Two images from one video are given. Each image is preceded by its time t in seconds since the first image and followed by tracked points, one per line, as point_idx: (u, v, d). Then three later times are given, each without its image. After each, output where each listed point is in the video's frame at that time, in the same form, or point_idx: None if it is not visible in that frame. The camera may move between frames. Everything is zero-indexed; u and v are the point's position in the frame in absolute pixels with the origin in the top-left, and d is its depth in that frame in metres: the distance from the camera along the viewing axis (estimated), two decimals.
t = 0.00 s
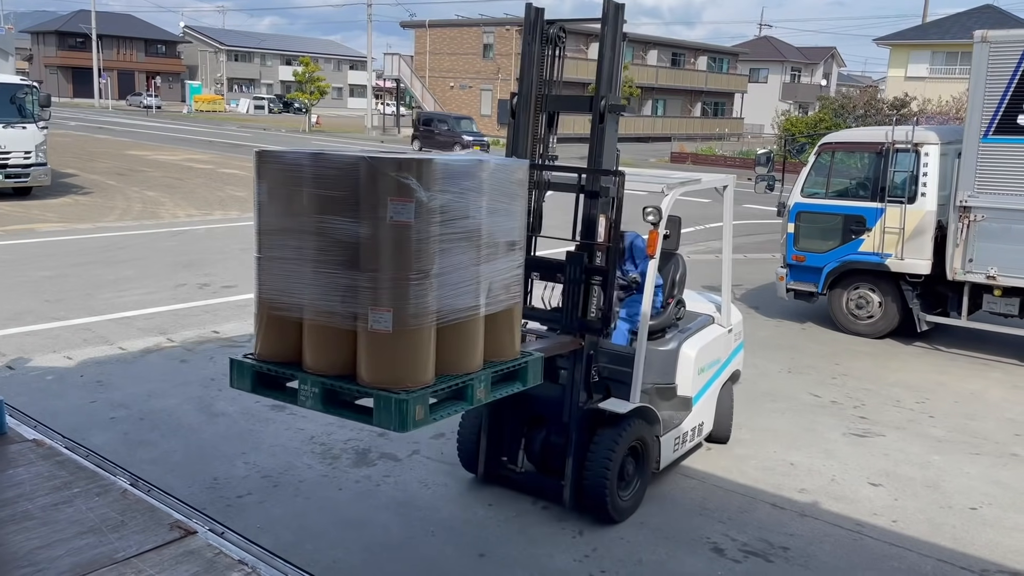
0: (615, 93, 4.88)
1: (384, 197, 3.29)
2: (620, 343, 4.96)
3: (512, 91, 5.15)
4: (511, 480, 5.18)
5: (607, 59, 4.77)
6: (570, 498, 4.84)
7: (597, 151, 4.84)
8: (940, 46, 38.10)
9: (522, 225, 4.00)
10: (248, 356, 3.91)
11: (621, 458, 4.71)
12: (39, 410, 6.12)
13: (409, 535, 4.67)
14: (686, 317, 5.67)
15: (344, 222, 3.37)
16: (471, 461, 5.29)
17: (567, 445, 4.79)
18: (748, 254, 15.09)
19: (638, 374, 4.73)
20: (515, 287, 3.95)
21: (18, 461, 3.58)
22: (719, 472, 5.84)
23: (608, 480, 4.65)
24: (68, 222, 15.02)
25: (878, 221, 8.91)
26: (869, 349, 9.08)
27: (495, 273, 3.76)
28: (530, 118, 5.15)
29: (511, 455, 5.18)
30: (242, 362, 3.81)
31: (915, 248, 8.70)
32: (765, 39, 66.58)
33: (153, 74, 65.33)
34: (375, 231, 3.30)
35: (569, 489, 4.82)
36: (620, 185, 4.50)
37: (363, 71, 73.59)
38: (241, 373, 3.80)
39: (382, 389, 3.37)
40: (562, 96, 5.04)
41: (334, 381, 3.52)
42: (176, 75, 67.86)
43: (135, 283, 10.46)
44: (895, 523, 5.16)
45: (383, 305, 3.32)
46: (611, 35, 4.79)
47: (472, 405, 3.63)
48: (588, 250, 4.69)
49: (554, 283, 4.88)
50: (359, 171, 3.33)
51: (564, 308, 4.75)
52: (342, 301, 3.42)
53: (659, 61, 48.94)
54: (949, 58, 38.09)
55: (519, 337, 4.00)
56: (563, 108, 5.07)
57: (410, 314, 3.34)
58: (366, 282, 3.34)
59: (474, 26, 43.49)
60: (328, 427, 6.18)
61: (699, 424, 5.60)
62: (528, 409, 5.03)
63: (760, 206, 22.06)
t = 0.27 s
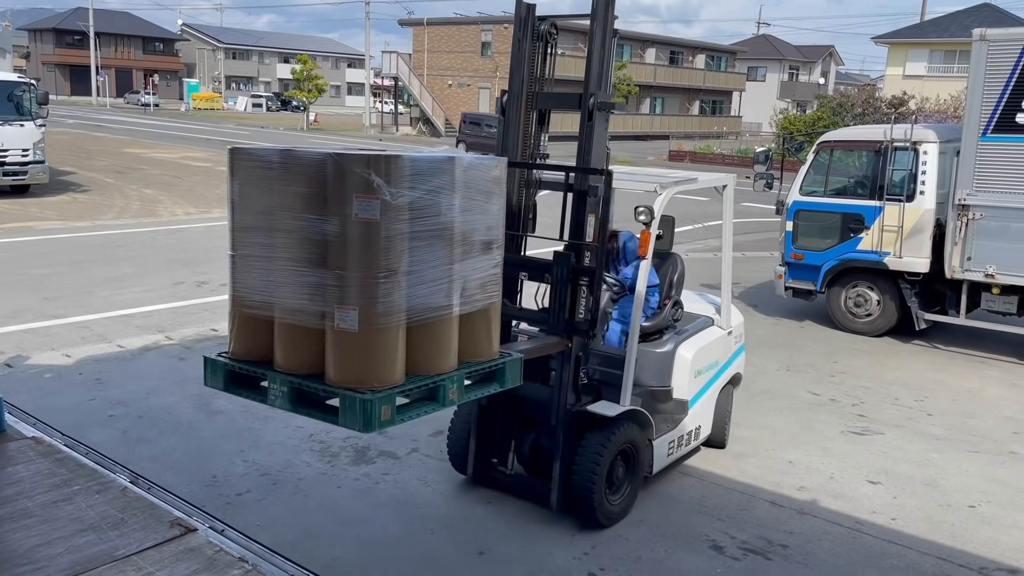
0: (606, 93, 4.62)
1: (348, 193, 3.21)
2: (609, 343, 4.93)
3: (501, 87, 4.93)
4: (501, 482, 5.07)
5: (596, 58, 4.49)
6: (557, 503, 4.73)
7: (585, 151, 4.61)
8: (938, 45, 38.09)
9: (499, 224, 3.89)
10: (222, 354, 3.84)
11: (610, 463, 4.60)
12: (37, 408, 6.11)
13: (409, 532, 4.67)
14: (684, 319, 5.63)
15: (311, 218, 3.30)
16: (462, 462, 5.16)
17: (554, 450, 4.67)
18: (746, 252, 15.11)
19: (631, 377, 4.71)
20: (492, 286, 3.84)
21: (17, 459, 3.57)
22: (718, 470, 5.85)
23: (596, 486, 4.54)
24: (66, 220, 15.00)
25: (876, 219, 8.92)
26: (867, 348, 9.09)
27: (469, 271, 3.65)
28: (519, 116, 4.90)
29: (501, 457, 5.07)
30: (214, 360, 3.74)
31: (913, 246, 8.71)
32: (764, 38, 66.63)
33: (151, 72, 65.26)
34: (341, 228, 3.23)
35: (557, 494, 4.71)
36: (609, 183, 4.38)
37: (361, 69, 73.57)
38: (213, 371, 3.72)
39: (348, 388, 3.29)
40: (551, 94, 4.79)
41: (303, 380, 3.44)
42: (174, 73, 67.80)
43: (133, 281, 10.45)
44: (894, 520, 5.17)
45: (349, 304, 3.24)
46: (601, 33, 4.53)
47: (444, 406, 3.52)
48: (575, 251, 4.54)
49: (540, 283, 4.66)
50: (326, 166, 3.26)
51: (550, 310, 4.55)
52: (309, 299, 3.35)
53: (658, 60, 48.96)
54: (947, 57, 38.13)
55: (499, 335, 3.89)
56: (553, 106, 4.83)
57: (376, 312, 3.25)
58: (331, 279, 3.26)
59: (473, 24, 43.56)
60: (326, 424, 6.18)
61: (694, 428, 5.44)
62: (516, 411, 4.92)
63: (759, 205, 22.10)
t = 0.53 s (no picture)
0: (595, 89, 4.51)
1: (318, 193, 3.16)
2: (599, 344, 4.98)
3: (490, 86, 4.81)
4: (493, 484, 4.96)
5: (584, 52, 4.39)
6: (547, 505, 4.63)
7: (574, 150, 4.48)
8: (938, 42, 37.97)
9: (481, 223, 3.82)
10: (199, 356, 3.80)
11: (600, 463, 4.50)
12: (36, 405, 6.11)
13: (408, 529, 4.67)
14: (680, 320, 5.59)
15: (284, 218, 3.26)
16: (451, 461, 5.13)
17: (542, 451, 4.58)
18: (745, 250, 15.11)
19: (620, 384, 4.62)
20: (474, 287, 3.78)
21: (17, 455, 3.57)
22: (717, 467, 5.85)
23: (585, 488, 4.45)
24: (65, 217, 14.99)
25: (875, 217, 8.92)
26: (866, 345, 9.09)
27: (448, 271, 3.59)
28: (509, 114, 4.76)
29: (492, 459, 4.97)
30: (190, 362, 3.70)
31: (912, 243, 8.72)
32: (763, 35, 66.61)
33: (149, 69, 65.17)
34: (312, 229, 3.19)
35: (546, 496, 4.62)
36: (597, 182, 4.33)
37: (360, 66, 73.52)
38: (190, 371, 3.68)
39: (321, 392, 3.25)
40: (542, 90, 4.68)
41: (278, 383, 3.39)
42: (172, 70, 67.71)
43: (133, 278, 10.44)
44: (893, 517, 5.17)
45: (321, 306, 3.20)
46: (589, 27, 4.42)
47: (420, 409, 3.49)
48: (564, 251, 4.41)
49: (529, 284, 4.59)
50: (297, 166, 3.22)
51: (539, 311, 4.48)
52: (283, 300, 3.31)
53: (657, 57, 48.94)
54: (946, 54, 38.10)
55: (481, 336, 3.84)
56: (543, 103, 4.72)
57: (350, 314, 3.21)
58: (303, 281, 3.23)
59: (472, 21, 43.59)
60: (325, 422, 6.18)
61: (691, 431, 5.37)
62: (506, 413, 4.84)
63: (758, 202, 22.11)
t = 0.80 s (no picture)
0: (590, 85, 4.45)
1: (302, 188, 3.15)
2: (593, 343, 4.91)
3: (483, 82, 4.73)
4: (484, 484, 4.98)
5: (579, 47, 4.33)
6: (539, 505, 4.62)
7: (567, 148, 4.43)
8: (938, 39, 38.09)
9: (470, 219, 3.81)
10: (186, 352, 3.79)
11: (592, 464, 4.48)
12: (36, 402, 6.11)
13: (408, 525, 4.68)
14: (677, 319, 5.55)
15: (268, 214, 3.25)
16: (444, 462, 5.12)
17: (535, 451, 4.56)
18: (745, 246, 15.11)
19: (614, 381, 4.55)
20: (462, 285, 3.77)
21: (17, 452, 3.57)
22: (718, 464, 5.85)
23: (577, 489, 4.42)
24: (65, 213, 14.98)
25: (876, 214, 8.91)
26: (866, 342, 9.09)
27: (435, 269, 3.58)
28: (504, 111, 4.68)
29: (484, 458, 4.97)
30: (175, 359, 3.70)
31: (912, 240, 8.72)
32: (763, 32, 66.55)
33: (149, 66, 65.12)
34: (296, 225, 3.18)
35: (538, 496, 4.60)
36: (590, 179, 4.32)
37: (360, 63, 73.47)
38: (175, 369, 3.66)
39: (306, 391, 3.22)
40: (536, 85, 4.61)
41: (262, 381, 3.38)
42: (172, 66, 67.65)
43: (133, 274, 10.44)
44: (893, 514, 5.18)
45: (305, 303, 3.19)
46: (583, 22, 4.36)
47: (407, 408, 3.48)
48: (556, 248, 4.41)
49: (523, 283, 4.60)
50: (282, 161, 3.20)
51: (530, 308, 4.47)
52: (267, 297, 3.29)
53: (657, 53, 48.91)
54: (947, 51, 38.10)
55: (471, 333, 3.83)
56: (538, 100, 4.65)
57: (334, 311, 3.19)
58: (287, 277, 3.21)
59: (472, 18, 43.62)
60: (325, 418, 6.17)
61: (687, 431, 5.32)
62: (500, 412, 4.82)
63: (758, 199, 22.11)
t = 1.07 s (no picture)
0: (585, 80, 4.44)
1: (290, 177, 3.14)
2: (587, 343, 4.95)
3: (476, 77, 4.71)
4: (478, 483, 4.91)
5: (573, 42, 4.31)
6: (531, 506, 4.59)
7: (560, 143, 4.41)
8: (939, 36, 38.06)
9: (463, 212, 3.78)
10: (172, 345, 3.78)
11: (585, 465, 4.44)
12: (36, 400, 6.11)
13: (408, 522, 4.68)
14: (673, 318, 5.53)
15: (256, 204, 3.24)
16: (437, 462, 5.06)
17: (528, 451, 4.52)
18: (746, 244, 15.09)
19: (608, 381, 4.56)
20: (454, 279, 3.72)
21: (17, 449, 3.56)
22: (718, 461, 5.85)
23: (571, 490, 4.38)
24: (65, 211, 14.97)
25: (877, 211, 8.90)
26: (866, 339, 9.09)
27: (426, 262, 3.54)
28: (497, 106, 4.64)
29: (478, 458, 4.89)
30: (162, 351, 3.68)
31: (913, 238, 8.70)
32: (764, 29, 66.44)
33: (150, 63, 65.07)
34: (284, 216, 3.16)
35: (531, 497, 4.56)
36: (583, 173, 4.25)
37: (360, 60, 73.38)
38: (161, 365, 3.66)
39: (292, 384, 3.21)
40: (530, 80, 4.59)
41: (249, 374, 3.37)
42: (173, 63, 67.59)
43: (133, 272, 10.44)
44: (892, 512, 5.18)
45: (292, 295, 3.17)
46: (578, 17, 4.34)
47: (396, 404, 3.45)
48: (551, 244, 4.31)
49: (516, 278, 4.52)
50: (269, 150, 3.19)
51: (524, 304, 4.39)
52: (255, 290, 3.28)
53: (658, 50, 48.85)
54: (948, 47, 38.06)
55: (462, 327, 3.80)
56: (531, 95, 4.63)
57: (322, 304, 3.17)
58: (275, 269, 3.20)
59: (473, 15, 43.59)
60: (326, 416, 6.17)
61: (683, 430, 5.29)
62: (494, 410, 4.74)
63: (759, 196, 22.08)
